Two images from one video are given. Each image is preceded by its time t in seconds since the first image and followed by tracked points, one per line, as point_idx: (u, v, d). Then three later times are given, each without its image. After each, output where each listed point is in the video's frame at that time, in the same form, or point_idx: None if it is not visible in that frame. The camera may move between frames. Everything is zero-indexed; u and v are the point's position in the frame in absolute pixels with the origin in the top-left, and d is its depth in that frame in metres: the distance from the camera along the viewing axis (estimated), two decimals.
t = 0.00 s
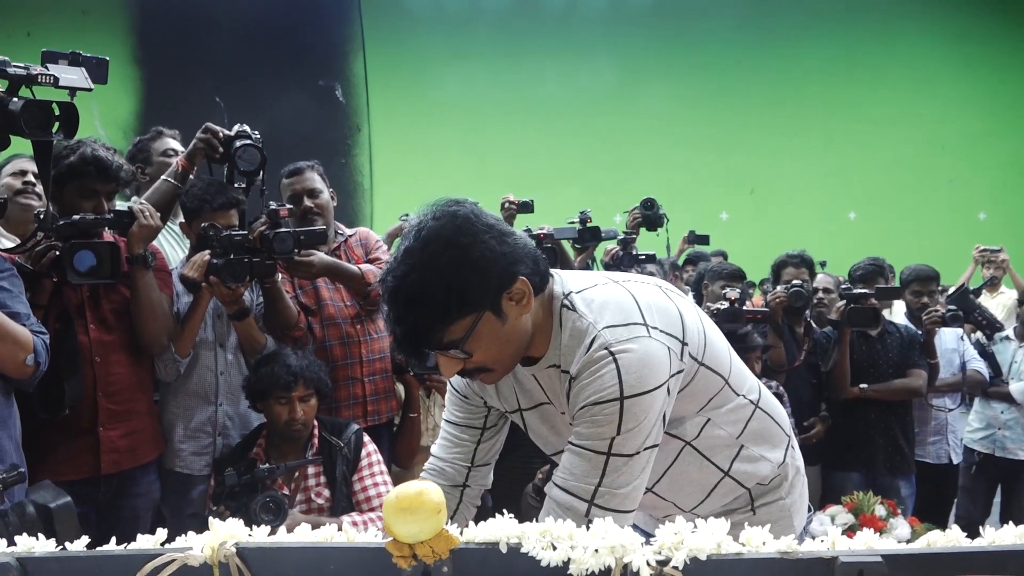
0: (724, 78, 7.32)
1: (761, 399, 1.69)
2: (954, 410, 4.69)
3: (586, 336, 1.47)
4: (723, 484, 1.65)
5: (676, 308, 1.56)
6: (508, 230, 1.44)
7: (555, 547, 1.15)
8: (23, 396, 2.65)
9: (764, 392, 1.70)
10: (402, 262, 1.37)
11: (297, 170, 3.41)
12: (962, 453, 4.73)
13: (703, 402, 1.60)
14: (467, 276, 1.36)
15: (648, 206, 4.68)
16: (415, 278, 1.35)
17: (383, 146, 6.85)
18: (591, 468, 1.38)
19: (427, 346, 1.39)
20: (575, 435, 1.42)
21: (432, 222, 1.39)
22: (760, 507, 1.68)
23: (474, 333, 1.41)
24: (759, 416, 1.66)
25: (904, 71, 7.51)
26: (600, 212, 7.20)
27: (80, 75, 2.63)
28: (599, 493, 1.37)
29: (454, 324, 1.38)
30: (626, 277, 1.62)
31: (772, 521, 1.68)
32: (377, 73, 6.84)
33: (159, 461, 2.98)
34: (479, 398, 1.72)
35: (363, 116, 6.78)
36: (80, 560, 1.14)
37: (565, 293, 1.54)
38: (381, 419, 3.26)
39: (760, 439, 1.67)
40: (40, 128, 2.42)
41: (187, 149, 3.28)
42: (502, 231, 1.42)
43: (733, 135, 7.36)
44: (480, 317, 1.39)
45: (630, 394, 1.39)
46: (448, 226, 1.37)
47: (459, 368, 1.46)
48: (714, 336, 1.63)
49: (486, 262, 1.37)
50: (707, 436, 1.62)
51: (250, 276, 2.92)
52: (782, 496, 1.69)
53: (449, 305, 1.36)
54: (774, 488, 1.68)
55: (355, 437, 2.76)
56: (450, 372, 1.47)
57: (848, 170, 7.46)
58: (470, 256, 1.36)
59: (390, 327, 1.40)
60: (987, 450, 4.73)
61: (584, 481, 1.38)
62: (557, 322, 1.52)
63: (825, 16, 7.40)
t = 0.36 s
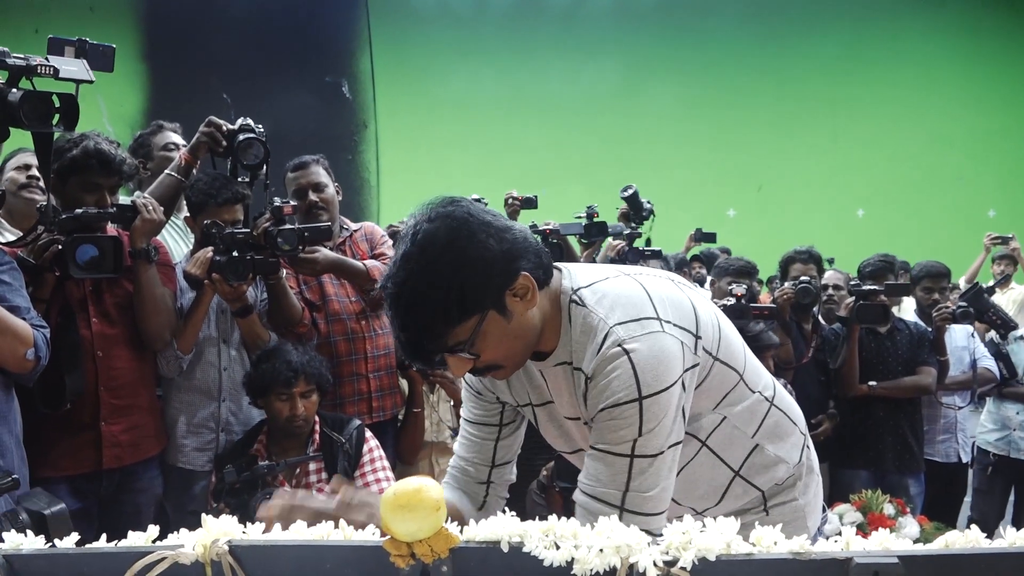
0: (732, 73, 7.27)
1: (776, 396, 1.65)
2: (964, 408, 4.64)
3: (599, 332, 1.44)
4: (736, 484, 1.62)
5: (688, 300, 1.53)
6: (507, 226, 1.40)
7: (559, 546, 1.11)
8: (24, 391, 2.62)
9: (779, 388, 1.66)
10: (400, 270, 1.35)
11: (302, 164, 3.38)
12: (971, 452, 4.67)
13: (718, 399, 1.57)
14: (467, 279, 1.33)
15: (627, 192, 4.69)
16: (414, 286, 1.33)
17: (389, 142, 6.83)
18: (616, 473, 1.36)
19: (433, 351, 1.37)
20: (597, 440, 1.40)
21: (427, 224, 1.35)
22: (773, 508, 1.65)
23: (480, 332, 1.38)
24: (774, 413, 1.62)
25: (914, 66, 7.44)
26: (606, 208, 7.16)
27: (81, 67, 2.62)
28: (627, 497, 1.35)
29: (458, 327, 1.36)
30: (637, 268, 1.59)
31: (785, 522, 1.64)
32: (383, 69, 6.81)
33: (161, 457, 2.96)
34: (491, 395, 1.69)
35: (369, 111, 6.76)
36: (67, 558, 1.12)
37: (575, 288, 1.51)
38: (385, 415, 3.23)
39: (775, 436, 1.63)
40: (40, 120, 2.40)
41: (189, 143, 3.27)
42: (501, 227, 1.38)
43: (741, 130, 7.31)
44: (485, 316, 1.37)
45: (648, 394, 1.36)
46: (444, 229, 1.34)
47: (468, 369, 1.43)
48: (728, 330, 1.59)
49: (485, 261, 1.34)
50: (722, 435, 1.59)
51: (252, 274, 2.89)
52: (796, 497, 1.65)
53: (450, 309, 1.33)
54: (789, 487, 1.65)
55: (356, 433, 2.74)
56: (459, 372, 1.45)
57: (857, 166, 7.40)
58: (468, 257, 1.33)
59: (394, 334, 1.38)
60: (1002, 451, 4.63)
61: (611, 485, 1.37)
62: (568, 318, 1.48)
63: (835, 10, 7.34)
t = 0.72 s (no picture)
0: (736, 73, 7.24)
1: (801, 399, 1.63)
2: (966, 411, 4.62)
3: (631, 317, 1.43)
4: (753, 486, 1.59)
5: (722, 292, 1.51)
6: (531, 215, 1.37)
7: (559, 556, 1.10)
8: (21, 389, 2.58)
9: (804, 392, 1.64)
10: (422, 263, 1.34)
11: (303, 162, 3.35)
12: (974, 455, 4.64)
13: (745, 396, 1.55)
14: (490, 272, 1.32)
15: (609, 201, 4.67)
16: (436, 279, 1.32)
17: (391, 140, 6.81)
18: (646, 457, 1.35)
19: (458, 342, 1.37)
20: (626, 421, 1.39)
21: (448, 216, 1.34)
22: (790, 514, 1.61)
23: (506, 323, 1.37)
24: (799, 417, 1.60)
25: (919, 67, 7.42)
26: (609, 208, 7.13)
27: (79, 62, 2.60)
28: (659, 483, 1.34)
29: (483, 319, 1.35)
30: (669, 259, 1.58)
31: (803, 531, 1.60)
32: (385, 68, 6.80)
33: (159, 456, 2.93)
34: (516, 375, 1.67)
35: (371, 110, 6.74)
36: (52, 562, 1.10)
37: (605, 274, 1.49)
38: (386, 415, 3.21)
39: (798, 441, 1.60)
40: (38, 116, 2.38)
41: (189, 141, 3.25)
42: (524, 217, 1.36)
43: (744, 130, 7.28)
44: (511, 306, 1.35)
45: (679, 378, 1.35)
46: (465, 220, 1.32)
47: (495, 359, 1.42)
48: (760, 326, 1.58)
49: (508, 252, 1.32)
50: (746, 433, 1.56)
51: (253, 273, 2.87)
52: (815, 505, 1.62)
53: (474, 301, 1.32)
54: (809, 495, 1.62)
55: (357, 432, 2.72)
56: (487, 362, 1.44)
57: (861, 167, 7.37)
58: (491, 248, 1.32)
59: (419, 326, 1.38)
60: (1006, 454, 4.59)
61: (640, 469, 1.35)
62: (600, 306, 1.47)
63: (838, 11, 7.31)
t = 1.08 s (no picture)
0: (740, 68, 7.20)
1: (842, 402, 1.52)
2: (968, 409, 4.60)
3: (699, 280, 1.41)
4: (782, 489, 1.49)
5: (786, 266, 1.49)
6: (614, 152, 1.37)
7: (556, 563, 1.09)
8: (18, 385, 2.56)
9: (845, 394, 1.54)
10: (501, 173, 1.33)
11: (301, 157, 3.32)
12: (975, 452, 4.62)
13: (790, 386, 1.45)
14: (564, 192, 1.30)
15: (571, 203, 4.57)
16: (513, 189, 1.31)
17: (392, 135, 6.79)
18: (758, 424, 1.36)
19: (519, 266, 1.34)
20: (722, 397, 1.39)
21: (534, 135, 1.35)
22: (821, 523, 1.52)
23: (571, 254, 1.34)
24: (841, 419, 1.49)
25: (922, 62, 7.40)
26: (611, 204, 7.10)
27: (76, 56, 2.57)
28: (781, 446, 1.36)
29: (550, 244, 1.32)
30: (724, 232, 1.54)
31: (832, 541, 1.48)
32: (385, 62, 6.77)
33: (156, 454, 2.91)
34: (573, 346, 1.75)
35: (372, 106, 6.73)
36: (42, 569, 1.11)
37: (666, 238, 1.47)
38: (384, 411, 3.21)
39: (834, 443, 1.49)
40: (35, 110, 2.36)
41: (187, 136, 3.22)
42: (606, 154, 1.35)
43: (746, 126, 7.24)
44: (578, 238, 1.33)
45: (765, 340, 1.34)
46: (548, 139, 1.32)
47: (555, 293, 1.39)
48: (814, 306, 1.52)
49: (589, 179, 1.32)
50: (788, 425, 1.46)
51: (251, 268, 2.83)
52: (847, 513, 1.51)
53: (545, 222, 1.30)
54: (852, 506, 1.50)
55: (356, 430, 2.70)
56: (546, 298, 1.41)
57: (864, 163, 7.34)
58: (571, 170, 1.31)
59: (480, 245, 1.35)
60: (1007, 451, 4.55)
61: (760, 437, 1.37)
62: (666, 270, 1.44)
63: (841, 6, 7.28)
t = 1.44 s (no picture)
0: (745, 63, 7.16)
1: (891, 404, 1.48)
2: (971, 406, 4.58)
3: (791, 234, 1.41)
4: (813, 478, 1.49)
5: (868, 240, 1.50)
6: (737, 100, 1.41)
7: None
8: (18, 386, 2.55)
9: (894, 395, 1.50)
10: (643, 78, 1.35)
11: (301, 156, 3.31)
12: (979, 450, 4.60)
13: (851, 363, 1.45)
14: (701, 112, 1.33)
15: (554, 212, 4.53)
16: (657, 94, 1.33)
17: (395, 132, 6.78)
18: (834, 380, 1.37)
19: (633, 171, 1.34)
20: (799, 352, 1.41)
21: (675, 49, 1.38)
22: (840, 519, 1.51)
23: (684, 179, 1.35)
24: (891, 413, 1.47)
25: (927, 57, 7.36)
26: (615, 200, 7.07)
27: (76, 55, 2.54)
28: (856, 405, 1.37)
29: (675, 158, 1.33)
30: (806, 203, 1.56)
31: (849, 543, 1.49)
32: (388, 58, 6.76)
33: (157, 453, 2.90)
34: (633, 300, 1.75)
35: (374, 102, 6.73)
36: None
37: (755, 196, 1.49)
38: (387, 409, 3.20)
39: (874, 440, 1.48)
40: (35, 109, 2.35)
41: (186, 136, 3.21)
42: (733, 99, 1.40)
43: (750, 121, 7.21)
44: (695, 159, 1.35)
45: (854, 297, 1.35)
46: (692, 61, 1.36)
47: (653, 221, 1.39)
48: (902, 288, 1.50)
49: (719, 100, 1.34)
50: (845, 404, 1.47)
51: (250, 267, 2.82)
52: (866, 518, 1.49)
53: (677, 132, 1.32)
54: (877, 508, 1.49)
55: (356, 429, 2.69)
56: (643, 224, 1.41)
57: (869, 158, 7.30)
58: (706, 86, 1.33)
59: (601, 142, 1.36)
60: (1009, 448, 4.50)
61: (835, 396, 1.38)
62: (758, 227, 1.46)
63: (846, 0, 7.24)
